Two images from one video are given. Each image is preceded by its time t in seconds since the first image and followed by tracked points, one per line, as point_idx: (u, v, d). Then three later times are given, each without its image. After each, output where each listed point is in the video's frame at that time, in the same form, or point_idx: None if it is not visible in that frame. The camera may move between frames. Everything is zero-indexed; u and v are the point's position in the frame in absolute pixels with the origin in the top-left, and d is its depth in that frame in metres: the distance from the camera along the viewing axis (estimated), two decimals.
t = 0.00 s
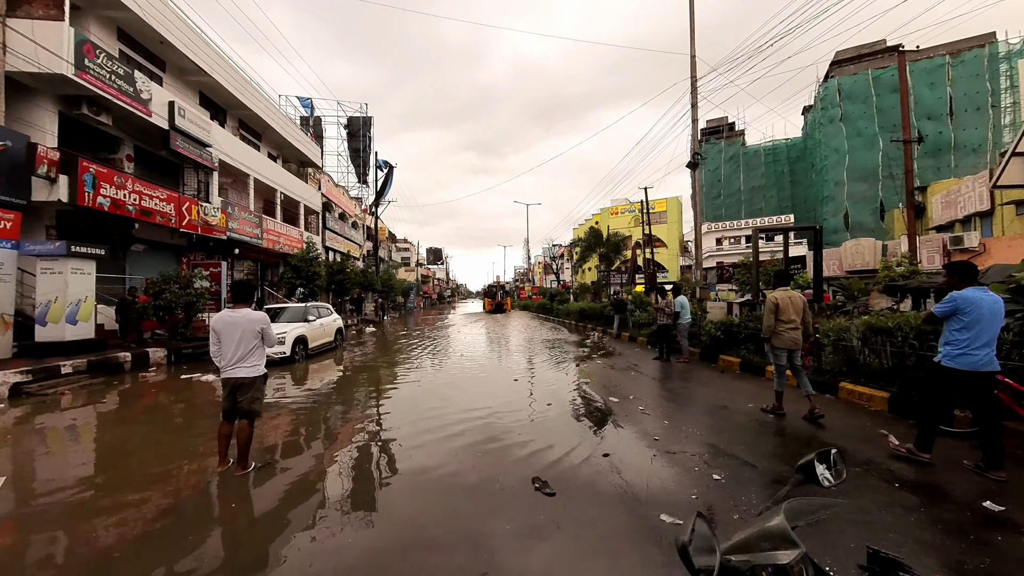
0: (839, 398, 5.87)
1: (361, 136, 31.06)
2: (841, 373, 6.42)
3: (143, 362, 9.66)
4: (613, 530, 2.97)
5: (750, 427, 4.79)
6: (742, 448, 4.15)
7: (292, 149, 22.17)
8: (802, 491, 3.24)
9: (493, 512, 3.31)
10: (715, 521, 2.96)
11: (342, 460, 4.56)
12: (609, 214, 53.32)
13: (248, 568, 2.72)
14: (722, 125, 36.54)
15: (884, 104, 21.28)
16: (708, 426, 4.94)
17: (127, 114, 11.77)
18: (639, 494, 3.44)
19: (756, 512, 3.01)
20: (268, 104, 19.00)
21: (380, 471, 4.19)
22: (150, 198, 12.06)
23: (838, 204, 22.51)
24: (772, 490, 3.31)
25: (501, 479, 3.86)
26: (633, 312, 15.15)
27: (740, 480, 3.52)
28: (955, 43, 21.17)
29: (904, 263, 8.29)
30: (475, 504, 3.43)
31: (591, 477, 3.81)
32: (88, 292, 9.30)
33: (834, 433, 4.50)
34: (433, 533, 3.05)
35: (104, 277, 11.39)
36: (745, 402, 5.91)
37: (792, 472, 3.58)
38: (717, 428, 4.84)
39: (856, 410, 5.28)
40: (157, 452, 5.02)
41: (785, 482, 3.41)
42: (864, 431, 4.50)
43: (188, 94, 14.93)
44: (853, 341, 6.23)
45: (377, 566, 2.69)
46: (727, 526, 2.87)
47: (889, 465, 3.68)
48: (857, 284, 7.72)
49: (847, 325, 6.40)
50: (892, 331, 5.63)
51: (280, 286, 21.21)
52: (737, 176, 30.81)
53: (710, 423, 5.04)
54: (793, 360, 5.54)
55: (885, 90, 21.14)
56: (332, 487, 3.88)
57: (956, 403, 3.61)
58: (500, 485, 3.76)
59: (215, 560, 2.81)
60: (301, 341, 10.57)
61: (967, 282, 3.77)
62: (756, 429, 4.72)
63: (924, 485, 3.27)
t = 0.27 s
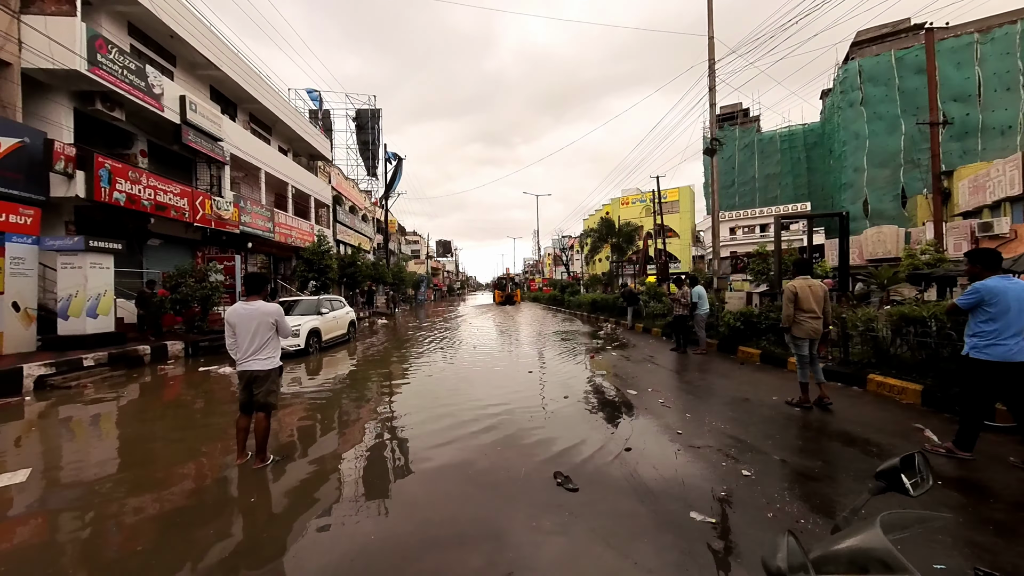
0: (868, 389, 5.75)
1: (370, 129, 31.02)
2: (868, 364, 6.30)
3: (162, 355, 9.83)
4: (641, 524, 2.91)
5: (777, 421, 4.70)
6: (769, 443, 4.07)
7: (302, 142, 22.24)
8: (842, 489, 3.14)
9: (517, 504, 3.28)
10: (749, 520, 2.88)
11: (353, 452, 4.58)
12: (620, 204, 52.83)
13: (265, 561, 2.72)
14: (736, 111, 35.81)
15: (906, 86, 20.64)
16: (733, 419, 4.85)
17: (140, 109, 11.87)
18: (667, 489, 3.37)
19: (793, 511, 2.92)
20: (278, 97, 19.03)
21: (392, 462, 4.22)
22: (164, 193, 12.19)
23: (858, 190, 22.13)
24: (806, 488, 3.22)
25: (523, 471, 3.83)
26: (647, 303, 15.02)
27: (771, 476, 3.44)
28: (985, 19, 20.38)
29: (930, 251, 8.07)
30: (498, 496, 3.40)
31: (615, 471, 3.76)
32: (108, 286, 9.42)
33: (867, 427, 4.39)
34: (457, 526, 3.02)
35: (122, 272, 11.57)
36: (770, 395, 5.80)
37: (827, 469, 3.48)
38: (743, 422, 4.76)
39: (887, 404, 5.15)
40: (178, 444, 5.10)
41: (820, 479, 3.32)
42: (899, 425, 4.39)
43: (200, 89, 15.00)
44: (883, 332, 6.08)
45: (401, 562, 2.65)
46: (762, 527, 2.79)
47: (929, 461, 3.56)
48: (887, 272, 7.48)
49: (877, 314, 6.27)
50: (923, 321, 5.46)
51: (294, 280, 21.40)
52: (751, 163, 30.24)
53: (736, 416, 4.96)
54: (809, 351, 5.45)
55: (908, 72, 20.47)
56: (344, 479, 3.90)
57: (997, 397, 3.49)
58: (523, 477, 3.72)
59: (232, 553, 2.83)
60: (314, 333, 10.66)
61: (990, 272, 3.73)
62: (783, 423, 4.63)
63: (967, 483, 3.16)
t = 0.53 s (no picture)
0: (882, 389, 5.80)
1: (373, 128, 31.03)
2: (881, 363, 6.33)
3: (167, 354, 9.84)
4: (658, 522, 2.86)
5: (794, 421, 4.67)
6: (784, 444, 4.05)
7: (305, 141, 22.25)
8: (866, 492, 3.09)
9: (532, 502, 3.24)
10: (770, 522, 2.79)
11: (356, 451, 4.53)
12: (623, 203, 52.84)
13: (266, 563, 2.66)
14: (739, 109, 35.75)
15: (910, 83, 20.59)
16: (748, 419, 4.82)
17: (144, 108, 11.88)
18: (684, 488, 3.32)
19: (816, 515, 2.83)
20: (281, 95, 19.03)
21: (395, 460, 4.17)
22: (168, 191, 12.18)
23: (861, 188, 22.12)
24: (828, 490, 3.16)
25: (537, 468, 3.79)
26: (652, 302, 15.03)
27: (792, 477, 3.37)
28: (991, 15, 20.33)
29: (937, 248, 8.06)
30: (513, 492, 3.37)
31: (630, 469, 3.72)
32: (113, 284, 9.43)
33: (886, 428, 4.36)
34: (471, 523, 2.97)
35: (127, 270, 11.58)
36: (781, 395, 5.78)
37: (849, 471, 3.42)
38: (758, 422, 4.73)
39: (904, 404, 5.13)
40: (185, 441, 5.10)
41: (842, 482, 3.27)
42: (919, 426, 4.36)
43: (203, 87, 15.00)
44: (896, 332, 6.07)
45: (410, 563, 2.58)
46: (783, 530, 2.69)
47: (952, 463, 3.53)
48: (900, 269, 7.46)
49: (890, 313, 6.29)
50: (939, 319, 5.49)
51: (297, 278, 21.42)
52: (753, 161, 30.20)
53: (750, 416, 4.93)
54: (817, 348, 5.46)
55: (913, 69, 20.38)
56: (346, 479, 3.84)
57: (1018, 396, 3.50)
58: (537, 474, 3.70)
59: (233, 555, 2.76)
60: (319, 332, 10.66)
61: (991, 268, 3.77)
62: (799, 423, 4.60)
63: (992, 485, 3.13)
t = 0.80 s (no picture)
0: (896, 390, 5.82)
1: (374, 128, 30.98)
2: (894, 365, 6.34)
3: (170, 354, 9.81)
4: (680, 525, 2.83)
5: (811, 425, 4.65)
6: (801, 448, 4.03)
7: (307, 141, 22.21)
8: (891, 499, 3.08)
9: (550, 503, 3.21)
10: (796, 528, 2.75)
11: (358, 453, 4.43)
12: (623, 203, 52.88)
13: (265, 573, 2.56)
14: (740, 109, 35.79)
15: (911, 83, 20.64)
16: (763, 422, 4.81)
17: (146, 107, 11.84)
18: (702, 491, 3.27)
19: (842, 524, 2.80)
20: (283, 95, 18.99)
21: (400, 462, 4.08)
22: (171, 191, 12.14)
23: (861, 187, 22.16)
24: (852, 497, 3.13)
25: (553, 469, 3.77)
26: (656, 301, 15.03)
27: (813, 483, 3.35)
28: (992, 16, 20.37)
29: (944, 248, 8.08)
30: (531, 493, 3.35)
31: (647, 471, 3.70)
32: (115, 284, 9.40)
33: (906, 432, 4.36)
34: (485, 524, 2.91)
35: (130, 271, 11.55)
36: (793, 396, 5.77)
37: (872, 478, 3.40)
38: (773, 424, 4.71)
39: (920, 407, 5.13)
40: (189, 442, 5.07)
41: (865, 488, 3.26)
42: (938, 430, 4.36)
43: (205, 87, 14.96)
44: (911, 333, 6.12)
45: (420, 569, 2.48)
46: (810, 538, 2.64)
47: (976, 468, 3.52)
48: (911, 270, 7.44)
49: (903, 314, 6.31)
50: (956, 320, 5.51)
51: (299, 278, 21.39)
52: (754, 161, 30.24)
53: (765, 419, 4.92)
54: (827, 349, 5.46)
55: (914, 69, 20.47)
56: (349, 481, 3.74)
57: None
58: (553, 474, 3.67)
59: (232, 564, 2.66)
60: (322, 332, 10.62)
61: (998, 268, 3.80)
62: (816, 427, 4.59)
63: (1018, 491, 3.12)
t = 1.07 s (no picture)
0: (903, 391, 5.84)
1: (375, 128, 30.98)
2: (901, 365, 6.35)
3: (172, 354, 9.79)
4: (691, 528, 2.82)
5: (820, 426, 4.65)
6: (811, 449, 4.03)
7: (308, 141, 22.21)
8: (905, 501, 3.09)
9: (559, 504, 3.21)
10: (810, 532, 2.75)
11: (360, 454, 4.39)
12: (623, 203, 52.94)
13: None
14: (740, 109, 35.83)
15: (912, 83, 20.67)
16: (771, 423, 4.81)
17: (148, 107, 11.82)
18: (713, 493, 3.27)
19: (857, 527, 2.79)
20: (284, 94, 18.98)
21: (401, 465, 4.03)
22: (173, 191, 12.13)
23: (862, 187, 22.21)
24: (865, 500, 3.13)
25: (561, 470, 3.76)
26: (657, 301, 15.05)
27: (826, 486, 3.34)
28: (993, 16, 20.42)
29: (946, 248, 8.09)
30: (541, 494, 3.34)
31: (656, 472, 3.70)
32: (116, 284, 9.39)
33: (916, 433, 4.36)
34: (493, 527, 2.90)
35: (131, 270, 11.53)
36: (799, 397, 5.78)
37: (884, 479, 3.41)
38: (782, 425, 4.71)
39: (928, 407, 5.13)
40: (190, 442, 5.06)
41: (878, 490, 3.25)
42: (948, 431, 4.36)
43: (207, 87, 14.95)
44: (918, 334, 6.12)
45: None
46: (824, 542, 2.64)
47: (988, 470, 3.53)
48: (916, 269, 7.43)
49: (910, 314, 6.31)
50: (966, 320, 5.51)
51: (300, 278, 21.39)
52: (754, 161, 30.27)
53: (772, 419, 4.91)
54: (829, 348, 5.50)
55: (915, 69, 20.50)
56: (351, 484, 3.70)
57: None
58: (562, 475, 3.67)
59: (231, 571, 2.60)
60: (324, 332, 10.61)
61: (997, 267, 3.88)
62: (824, 427, 4.59)
63: None
